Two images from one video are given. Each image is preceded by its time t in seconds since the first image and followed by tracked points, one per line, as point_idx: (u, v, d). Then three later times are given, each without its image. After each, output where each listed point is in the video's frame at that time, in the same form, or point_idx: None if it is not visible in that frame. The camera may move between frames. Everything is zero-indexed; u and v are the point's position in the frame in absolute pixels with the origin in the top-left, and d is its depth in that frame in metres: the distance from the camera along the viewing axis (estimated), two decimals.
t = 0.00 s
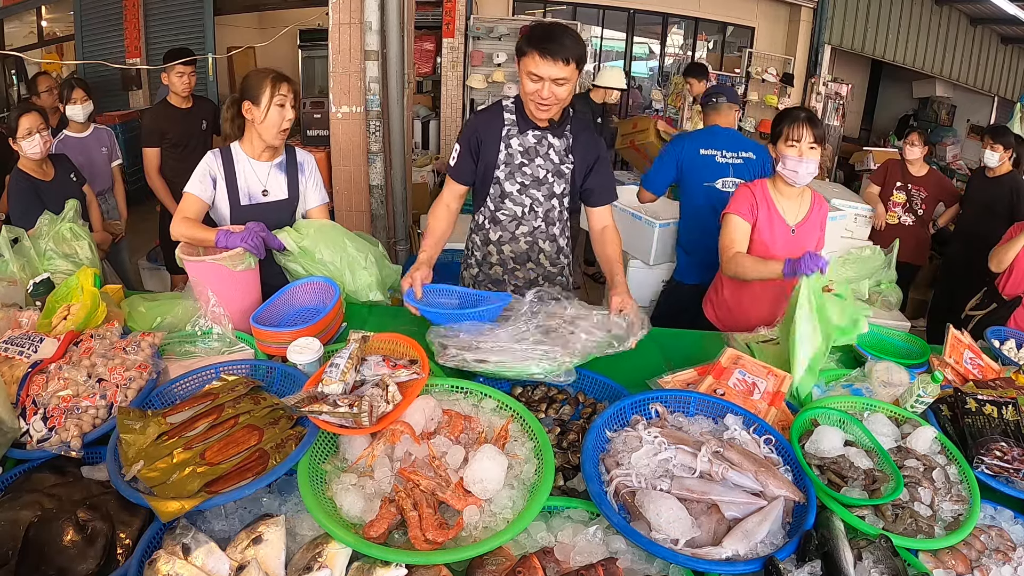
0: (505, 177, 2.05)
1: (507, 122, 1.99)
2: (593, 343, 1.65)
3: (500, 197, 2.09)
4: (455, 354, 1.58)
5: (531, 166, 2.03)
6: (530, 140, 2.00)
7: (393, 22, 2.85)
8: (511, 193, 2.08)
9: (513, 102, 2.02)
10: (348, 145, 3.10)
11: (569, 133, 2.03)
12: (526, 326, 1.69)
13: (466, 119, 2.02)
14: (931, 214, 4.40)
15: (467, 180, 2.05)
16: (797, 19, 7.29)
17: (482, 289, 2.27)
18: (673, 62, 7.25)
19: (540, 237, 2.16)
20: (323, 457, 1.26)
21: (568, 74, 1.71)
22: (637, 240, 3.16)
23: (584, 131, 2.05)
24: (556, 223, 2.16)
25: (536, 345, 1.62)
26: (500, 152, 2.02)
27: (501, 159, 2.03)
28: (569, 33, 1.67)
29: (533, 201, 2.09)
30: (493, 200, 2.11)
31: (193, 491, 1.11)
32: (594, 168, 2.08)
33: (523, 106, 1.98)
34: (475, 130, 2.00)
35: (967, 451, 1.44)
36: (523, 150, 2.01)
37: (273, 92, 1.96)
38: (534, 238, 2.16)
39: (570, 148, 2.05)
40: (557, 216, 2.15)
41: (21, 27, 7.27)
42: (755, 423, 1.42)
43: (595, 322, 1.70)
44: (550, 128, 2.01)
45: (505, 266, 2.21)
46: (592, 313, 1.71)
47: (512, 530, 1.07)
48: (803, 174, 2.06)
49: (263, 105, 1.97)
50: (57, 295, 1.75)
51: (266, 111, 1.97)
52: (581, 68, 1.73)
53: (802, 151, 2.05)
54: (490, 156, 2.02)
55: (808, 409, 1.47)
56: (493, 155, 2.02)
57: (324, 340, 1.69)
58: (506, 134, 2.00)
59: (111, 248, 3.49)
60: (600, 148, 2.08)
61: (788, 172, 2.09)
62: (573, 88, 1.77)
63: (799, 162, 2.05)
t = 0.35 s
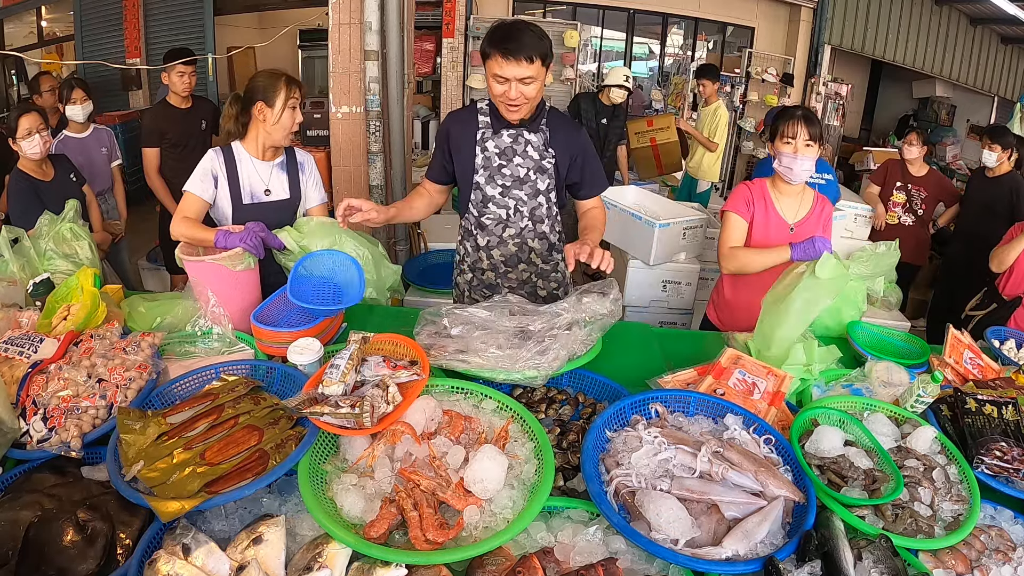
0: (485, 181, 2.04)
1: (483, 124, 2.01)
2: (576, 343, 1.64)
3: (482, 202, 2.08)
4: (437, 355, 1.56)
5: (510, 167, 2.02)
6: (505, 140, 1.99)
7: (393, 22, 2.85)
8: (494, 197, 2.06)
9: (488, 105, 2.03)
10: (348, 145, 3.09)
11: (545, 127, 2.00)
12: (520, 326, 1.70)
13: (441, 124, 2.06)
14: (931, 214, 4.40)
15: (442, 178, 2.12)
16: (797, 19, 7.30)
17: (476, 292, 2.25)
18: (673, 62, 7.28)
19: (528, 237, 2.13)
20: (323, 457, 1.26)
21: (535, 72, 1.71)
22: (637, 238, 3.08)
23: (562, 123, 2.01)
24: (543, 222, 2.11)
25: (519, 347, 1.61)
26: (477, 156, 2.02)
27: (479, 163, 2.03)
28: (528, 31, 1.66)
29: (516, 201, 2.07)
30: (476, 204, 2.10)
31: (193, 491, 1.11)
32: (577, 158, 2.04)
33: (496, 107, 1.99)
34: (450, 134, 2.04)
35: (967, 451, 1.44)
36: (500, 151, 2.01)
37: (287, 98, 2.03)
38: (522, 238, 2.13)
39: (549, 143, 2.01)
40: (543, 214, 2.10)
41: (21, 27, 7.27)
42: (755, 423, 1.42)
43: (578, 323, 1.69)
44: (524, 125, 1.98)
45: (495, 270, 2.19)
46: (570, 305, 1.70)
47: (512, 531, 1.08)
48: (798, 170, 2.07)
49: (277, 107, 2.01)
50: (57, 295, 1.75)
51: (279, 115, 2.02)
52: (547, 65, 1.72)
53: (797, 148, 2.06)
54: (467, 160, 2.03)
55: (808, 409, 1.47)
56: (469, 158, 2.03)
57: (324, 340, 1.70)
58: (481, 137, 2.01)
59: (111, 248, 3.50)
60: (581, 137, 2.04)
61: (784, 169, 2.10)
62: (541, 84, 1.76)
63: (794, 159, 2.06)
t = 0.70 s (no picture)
0: (475, 185, 2.02)
1: (470, 127, 1.97)
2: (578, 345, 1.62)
3: (473, 206, 2.06)
4: (438, 355, 1.57)
5: (500, 170, 2.00)
6: (495, 142, 1.97)
7: (393, 22, 2.85)
8: (484, 200, 2.05)
9: (474, 107, 2.00)
10: (348, 145, 3.09)
11: (534, 127, 1.99)
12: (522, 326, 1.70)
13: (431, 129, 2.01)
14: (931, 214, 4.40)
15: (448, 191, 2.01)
16: (797, 19, 7.29)
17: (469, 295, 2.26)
18: (673, 62, 7.29)
19: (521, 240, 2.12)
20: (323, 457, 1.26)
21: (526, 66, 1.70)
22: (638, 238, 3.07)
23: (550, 121, 1.99)
24: (535, 224, 2.11)
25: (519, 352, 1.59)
26: (467, 159, 1.99)
27: (469, 167, 2.00)
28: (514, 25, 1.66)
29: (507, 204, 2.06)
30: (467, 208, 2.08)
31: (193, 491, 1.11)
32: (564, 155, 2.00)
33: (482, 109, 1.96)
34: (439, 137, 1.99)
35: (967, 451, 1.44)
36: (489, 154, 1.98)
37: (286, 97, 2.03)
38: (515, 241, 2.12)
39: (539, 143, 2.00)
40: (535, 216, 2.10)
41: (21, 27, 7.27)
42: (755, 423, 1.42)
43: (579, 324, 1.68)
44: (513, 126, 1.97)
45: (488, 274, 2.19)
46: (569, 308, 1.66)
47: (513, 530, 1.08)
48: (797, 170, 2.06)
49: (277, 107, 2.01)
50: (57, 296, 1.75)
51: (279, 115, 2.02)
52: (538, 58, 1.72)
53: (796, 148, 2.05)
54: (457, 165, 2.00)
55: (808, 409, 1.47)
56: (459, 163, 2.00)
57: (324, 340, 1.70)
58: (470, 140, 1.98)
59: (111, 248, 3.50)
60: (570, 136, 2.01)
61: (783, 169, 2.09)
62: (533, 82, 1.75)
63: (792, 158, 2.06)
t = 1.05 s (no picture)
0: (476, 196, 2.02)
1: (471, 135, 1.93)
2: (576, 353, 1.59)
3: (473, 215, 2.06)
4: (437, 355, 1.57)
5: (501, 182, 1.98)
6: (496, 153, 1.94)
7: (393, 22, 2.85)
8: (485, 211, 2.05)
9: (475, 112, 1.94)
10: (348, 144, 3.09)
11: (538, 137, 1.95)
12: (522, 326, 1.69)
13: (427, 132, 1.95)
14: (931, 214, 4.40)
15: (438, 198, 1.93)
16: (797, 18, 7.29)
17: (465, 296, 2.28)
18: (672, 62, 7.30)
19: (522, 249, 2.14)
20: (323, 457, 1.26)
21: (536, 84, 1.65)
22: (637, 240, 3.07)
23: (554, 131, 1.96)
24: (536, 234, 2.12)
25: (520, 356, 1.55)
26: (468, 169, 1.96)
27: (470, 176, 1.98)
28: (531, 34, 1.60)
29: (508, 216, 2.06)
30: (468, 217, 2.08)
31: (193, 491, 1.11)
32: (568, 166, 1.96)
33: (484, 118, 1.92)
34: (439, 143, 1.93)
35: (966, 451, 1.44)
36: (491, 164, 1.96)
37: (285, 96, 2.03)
38: (516, 251, 2.14)
39: (542, 154, 1.97)
40: (536, 226, 2.11)
41: (21, 27, 7.27)
42: (755, 423, 1.42)
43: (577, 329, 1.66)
44: (516, 136, 1.93)
45: (489, 282, 2.22)
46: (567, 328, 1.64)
47: (513, 530, 1.08)
48: (797, 174, 2.07)
49: (276, 107, 2.02)
50: (57, 296, 1.75)
51: (278, 115, 2.02)
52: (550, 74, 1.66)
53: (795, 153, 2.05)
54: (458, 174, 1.97)
55: (808, 409, 1.47)
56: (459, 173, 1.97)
57: (324, 340, 1.70)
58: (471, 149, 1.94)
59: (111, 248, 3.50)
60: (575, 146, 1.97)
61: (783, 173, 2.10)
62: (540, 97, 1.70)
63: (792, 163, 2.06)
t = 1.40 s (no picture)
0: (478, 203, 1.98)
1: (471, 142, 1.89)
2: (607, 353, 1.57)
3: (476, 222, 2.04)
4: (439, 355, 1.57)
5: (503, 189, 1.95)
6: (497, 161, 1.90)
7: (393, 22, 2.85)
8: (487, 218, 2.02)
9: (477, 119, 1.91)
10: (348, 144, 3.09)
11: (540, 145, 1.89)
12: (524, 326, 1.69)
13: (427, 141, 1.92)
14: (931, 214, 4.40)
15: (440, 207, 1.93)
16: (797, 18, 7.29)
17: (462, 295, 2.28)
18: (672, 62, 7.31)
19: (524, 256, 2.11)
20: (323, 457, 1.26)
21: (515, 104, 1.57)
22: (637, 241, 3.06)
23: (558, 137, 1.90)
24: (539, 241, 2.09)
25: (536, 349, 1.54)
26: (470, 176, 1.93)
27: (471, 184, 1.94)
28: (508, 57, 1.50)
29: (511, 223, 2.03)
30: (470, 223, 2.06)
31: (193, 491, 1.11)
32: (573, 173, 1.93)
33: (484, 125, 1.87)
34: (438, 151, 1.91)
35: (966, 451, 1.44)
36: (492, 172, 1.92)
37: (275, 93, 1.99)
38: (517, 258, 2.11)
39: (544, 161, 1.91)
40: (538, 234, 2.07)
41: (21, 27, 7.27)
42: (755, 423, 1.42)
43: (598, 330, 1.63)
44: (517, 145, 1.88)
45: (491, 286, 2.20)
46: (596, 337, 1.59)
47: (513, 531, 1.08)
48: (797, 177, 2.07)
49: (266, 106, 1.98)
50: (57, 296, 1.75)
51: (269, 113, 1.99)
52: (527, 93, 1.58)
53: (795, 156, 2.05)
54: (460, 181, 1.94)
55: (808, 409, 1.47)
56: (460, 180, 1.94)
57: (324, 340, 1.70)
58: (472, 157, 1.91)
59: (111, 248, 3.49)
60: (578, 151, 1.92)
61: (783, 175, 2.10)
62: (522, 113, 1.63)
63: (792, 165, 2.06)
